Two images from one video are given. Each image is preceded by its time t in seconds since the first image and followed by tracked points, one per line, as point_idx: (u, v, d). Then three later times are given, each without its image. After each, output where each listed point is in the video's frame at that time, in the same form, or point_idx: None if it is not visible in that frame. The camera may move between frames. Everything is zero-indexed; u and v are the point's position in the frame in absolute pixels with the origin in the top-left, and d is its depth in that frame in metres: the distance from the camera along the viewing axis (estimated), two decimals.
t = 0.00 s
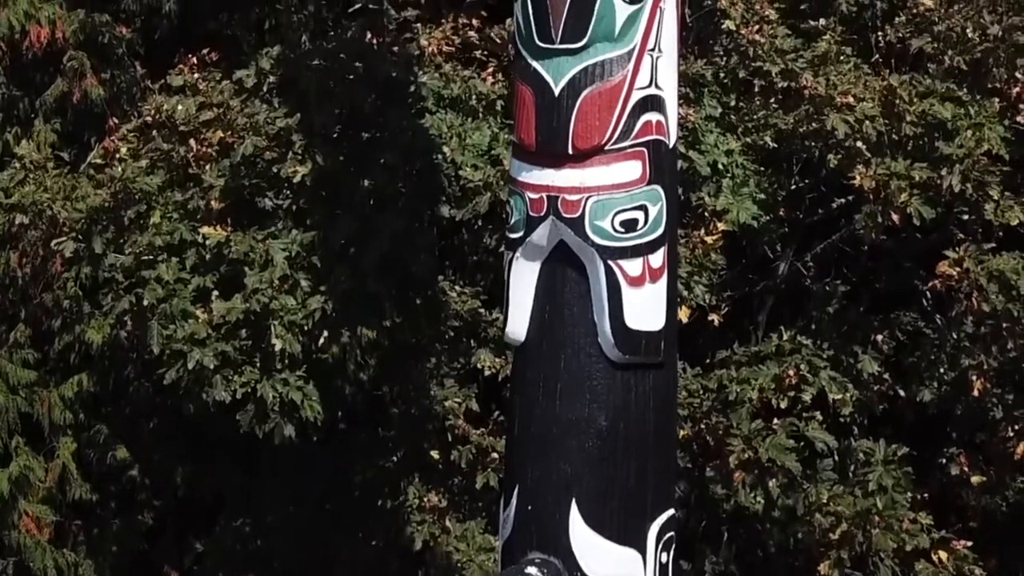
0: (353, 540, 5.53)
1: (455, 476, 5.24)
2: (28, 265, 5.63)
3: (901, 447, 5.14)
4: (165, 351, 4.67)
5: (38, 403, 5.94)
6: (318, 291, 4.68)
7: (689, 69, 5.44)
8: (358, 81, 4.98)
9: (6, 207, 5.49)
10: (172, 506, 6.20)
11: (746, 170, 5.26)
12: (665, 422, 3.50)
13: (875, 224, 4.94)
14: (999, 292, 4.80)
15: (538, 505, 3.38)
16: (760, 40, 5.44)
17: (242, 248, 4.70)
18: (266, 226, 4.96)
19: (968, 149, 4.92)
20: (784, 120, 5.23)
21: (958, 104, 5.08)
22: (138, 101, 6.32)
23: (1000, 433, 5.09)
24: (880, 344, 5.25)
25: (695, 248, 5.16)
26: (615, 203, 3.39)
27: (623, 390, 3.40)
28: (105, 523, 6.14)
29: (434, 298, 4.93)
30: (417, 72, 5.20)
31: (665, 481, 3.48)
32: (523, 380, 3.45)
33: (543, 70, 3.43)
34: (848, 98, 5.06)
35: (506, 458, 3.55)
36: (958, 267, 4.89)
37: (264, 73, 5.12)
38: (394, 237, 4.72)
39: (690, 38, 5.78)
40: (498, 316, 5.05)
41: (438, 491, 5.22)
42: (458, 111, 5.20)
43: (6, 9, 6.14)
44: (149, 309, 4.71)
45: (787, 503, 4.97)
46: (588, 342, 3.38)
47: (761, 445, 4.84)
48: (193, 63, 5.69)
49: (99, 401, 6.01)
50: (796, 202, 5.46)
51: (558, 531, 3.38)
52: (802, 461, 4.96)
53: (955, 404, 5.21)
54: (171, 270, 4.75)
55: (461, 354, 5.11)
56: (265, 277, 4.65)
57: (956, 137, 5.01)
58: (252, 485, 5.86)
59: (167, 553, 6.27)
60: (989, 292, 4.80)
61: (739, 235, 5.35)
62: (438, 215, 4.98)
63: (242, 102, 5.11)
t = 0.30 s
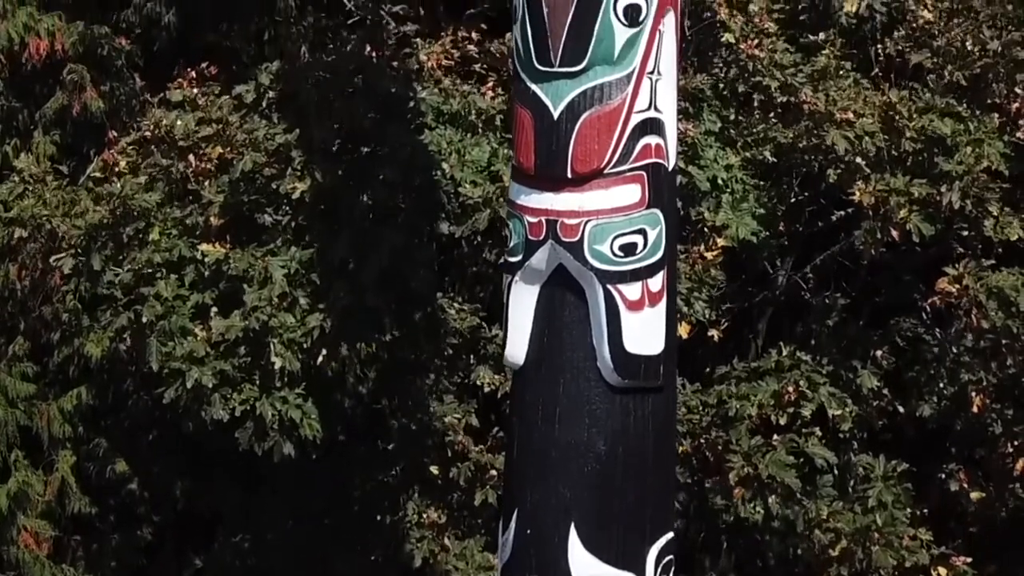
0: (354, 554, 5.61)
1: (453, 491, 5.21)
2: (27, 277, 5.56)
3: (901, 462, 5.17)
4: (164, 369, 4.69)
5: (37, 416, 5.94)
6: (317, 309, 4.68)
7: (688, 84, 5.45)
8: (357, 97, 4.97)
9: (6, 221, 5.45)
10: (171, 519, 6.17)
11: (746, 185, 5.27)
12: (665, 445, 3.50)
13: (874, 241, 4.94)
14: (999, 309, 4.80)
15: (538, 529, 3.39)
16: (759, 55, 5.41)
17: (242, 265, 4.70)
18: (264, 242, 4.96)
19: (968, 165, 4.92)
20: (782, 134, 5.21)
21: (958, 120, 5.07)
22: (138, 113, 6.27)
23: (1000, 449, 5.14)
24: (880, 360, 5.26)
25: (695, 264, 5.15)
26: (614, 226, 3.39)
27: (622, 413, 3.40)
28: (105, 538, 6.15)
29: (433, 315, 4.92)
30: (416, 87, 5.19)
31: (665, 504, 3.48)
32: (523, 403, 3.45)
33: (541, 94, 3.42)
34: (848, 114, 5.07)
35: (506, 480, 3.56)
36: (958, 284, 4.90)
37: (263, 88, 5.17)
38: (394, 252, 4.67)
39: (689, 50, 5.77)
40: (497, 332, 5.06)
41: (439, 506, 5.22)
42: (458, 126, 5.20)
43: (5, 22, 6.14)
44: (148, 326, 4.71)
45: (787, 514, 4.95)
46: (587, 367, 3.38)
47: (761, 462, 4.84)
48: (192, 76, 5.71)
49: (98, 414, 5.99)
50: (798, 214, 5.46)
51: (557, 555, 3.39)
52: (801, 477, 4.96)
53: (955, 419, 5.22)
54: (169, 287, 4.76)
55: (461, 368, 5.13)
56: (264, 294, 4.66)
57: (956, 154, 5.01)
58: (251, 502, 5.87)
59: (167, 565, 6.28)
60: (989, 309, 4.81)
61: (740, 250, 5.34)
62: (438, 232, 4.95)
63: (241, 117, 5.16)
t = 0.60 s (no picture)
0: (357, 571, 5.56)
1: (454, 503, 5.22)
2: (27, 287, 5.52)
3: (901, 476, 5.21)
4: (164, 382, 4.67)
5: (37, 426, 5.95)
6: (317, 322, 4.68)
7: (688, 95, 5.45)
8: (358, 106, 4.94)
9: (6, 231, 5.40)
10: (172, 529, 6.19)
11: (745, 198, 5.26)
12: (665, 464, 3.49)
13: (874, 254, 4.94)
14: (999, 322, 4.78)
15: (537, 548, 3.39)
16: (759, 66, 5.38)
17: (241, 278, 4.70)
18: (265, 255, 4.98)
19: (968, 178, 4.91)
20: (783, 145, 5.19)
21: (958, 132, 5.07)
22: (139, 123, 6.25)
23: (1000, 461, 5.14)
24: (879, 372, 5.26)
25: (694, 277, 5.12)
26: (614, 245, 3.39)
27: (622, 432, 3.39)
28: (105, 550, 6.16)
29: (433, 329, 4.92)
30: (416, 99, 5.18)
31: (665, 523, 3.48)
32: (522, 421, 3.45)
33: (541, 111, 3.41)
34: (848, 126, 5.04)
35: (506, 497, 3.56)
36: (957, 297, 4.89)
37: (263, 100, 5.16)
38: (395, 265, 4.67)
39: (689, 60, 5.78)
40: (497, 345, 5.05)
41: (439, 518, 5.25)
42: (458, 138, 5.22)
43: (5, 32, 6.15)
44: (147, 339, 4.72)
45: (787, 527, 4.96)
46: (587, 386, 3.38)
47: (762, 475, 4.83)
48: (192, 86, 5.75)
49: (98, 424, 6.01)
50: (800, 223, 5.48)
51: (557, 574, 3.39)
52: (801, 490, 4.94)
53: (955, 431, 5.23)
54: (169, 299, 4.78)
55: (460, 379, 5.14)
56: (264, 307, 4.64)
57: (957, 167, 4.99)
58: (252, 517, 5.82)
59: None
60: (989, 322, 4.78)
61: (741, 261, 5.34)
62: (438, 245, 4.95)
63: (241, 129, 5.16)
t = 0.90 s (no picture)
0: None
1: (453, 518, 5.26)
2: (26, 299, 5.47)
3: (901, 491, 5.26)
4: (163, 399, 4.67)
5: (36, 439, 5.93)
6: (317, 339, 4.67)
7: (688, 108, 5.45)
8: (358, 120, 4.93)
9: (6, 244, 5.37)
10: (173, 541, 6.19)
11: (746, 213, 5.22)
12: (665, 486, 3.49)
13: (876, 269, 4.93)
14: (1000, 338, 4.77)
15: (537, 572, 3.39)
16: (759, 80, 5.40)
17: (241, 294, 4.67)
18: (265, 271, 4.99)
19: (969, 194, 4.90)
20: (784, 158, 5.16)
21: (958, 147, 5.07)
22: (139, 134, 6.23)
23: (1001, 476, 5.14)
24: (880, 387, 5.23)
25: (694, 293, 5.12)
26: (614, 268, 3.39)
27: (623, 456, 3.39)
28: (104, 563, 6.15)
29: (433, 346, 4.93)
30: (415, 115, 5.18)
31: (665, 546, 3.47)
32: (523, 445, 3.44)
33: (542, 134, 3.40)
34: (849, 141, 5.03)
35: (506, 520, 3.55)
36: (958, 313, 4.89)
37: (264, 115, 5.15)
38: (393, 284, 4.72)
39: (689, 72, 5.71)
40: (497, 361, 5.02)
41: (439, 533, 5.28)
42: (458, 153, 5.20)
43: (6, 43, 6.13)
44: (147, 355, 4.70)
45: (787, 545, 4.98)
46: (587, 409, 3.37)
47: (765, 492, 4.82)
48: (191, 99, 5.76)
49: (98, 436, 5.99)
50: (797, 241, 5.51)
51: None
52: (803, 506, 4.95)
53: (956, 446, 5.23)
54: (169, 316, 4.77)
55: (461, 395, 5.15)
56: (264, 323, 4.63)
57: (957, 182, 4.98)
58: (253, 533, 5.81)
59: None
60: (990, 338, 4.78)
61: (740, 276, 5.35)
62: (437, 261, 4.95)
63: (241, 144, 5.14)
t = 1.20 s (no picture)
0: None
1: (454, 530, 5.32)
2: (27, 309, 5.45)
3: (904, 505, 5.27)
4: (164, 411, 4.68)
5: (36, 449, 5.93)
6: (318, 351, 4.65)
7: (689, 120, 5.42)
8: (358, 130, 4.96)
9: (6, 255, 5.37)
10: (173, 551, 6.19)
11: (747, 225, 5.23)
12: (667, 504, 3.49)
13: (877, 282, 4.95)
14: (1001, 350, 4.76)
15: None
16: (761, 91, 5.41)
17: (241, 307, 4.66)
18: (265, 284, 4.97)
19: (970, 207, 4.90)
20: (784, 169, 5.15)
21: (960, 159, 5.06)
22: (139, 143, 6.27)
23: (1002, 488, 5.17)
24: (881, 399, 5.23)
25: (694, 305, 5.11)
26: (616, 287, 3.38)
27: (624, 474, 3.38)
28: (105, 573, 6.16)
29: (433, 359, 4.92)
30: (416, 126, 5.19)
31: (667, 564, 3.47)
32: (524, 463, 3.44)
33: (543, 151, 3.39)
34: (850, 153, 5.01)
35: (508, 538, 3.55)
36: (960, 326, 4.88)
37: (264, 126, 5.14)
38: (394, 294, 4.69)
39: (690, 81, 5.72)
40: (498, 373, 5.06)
41: (439, 546, 5.34)
42: (459, 164, 5.22)
43: (5, 53, 6.07)
44: (148, 368, 4.70)
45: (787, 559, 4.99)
46: (588, 428, 3.37)
47: (768, 506, 4.80)
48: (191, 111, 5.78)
49: (98, 446, 5.98)
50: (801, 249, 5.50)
51: None
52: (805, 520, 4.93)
53: (957, 457, 5.24)
54: (169, 328, 4.77)
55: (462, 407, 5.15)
56: (265, 336, 4.62)
57: (958, 195, 4.98)
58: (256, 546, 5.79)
59: None
60: (992, 351, 4.76)
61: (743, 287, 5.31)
62: (437, 273, 4.93)
63: (241, 156, 5.14)
